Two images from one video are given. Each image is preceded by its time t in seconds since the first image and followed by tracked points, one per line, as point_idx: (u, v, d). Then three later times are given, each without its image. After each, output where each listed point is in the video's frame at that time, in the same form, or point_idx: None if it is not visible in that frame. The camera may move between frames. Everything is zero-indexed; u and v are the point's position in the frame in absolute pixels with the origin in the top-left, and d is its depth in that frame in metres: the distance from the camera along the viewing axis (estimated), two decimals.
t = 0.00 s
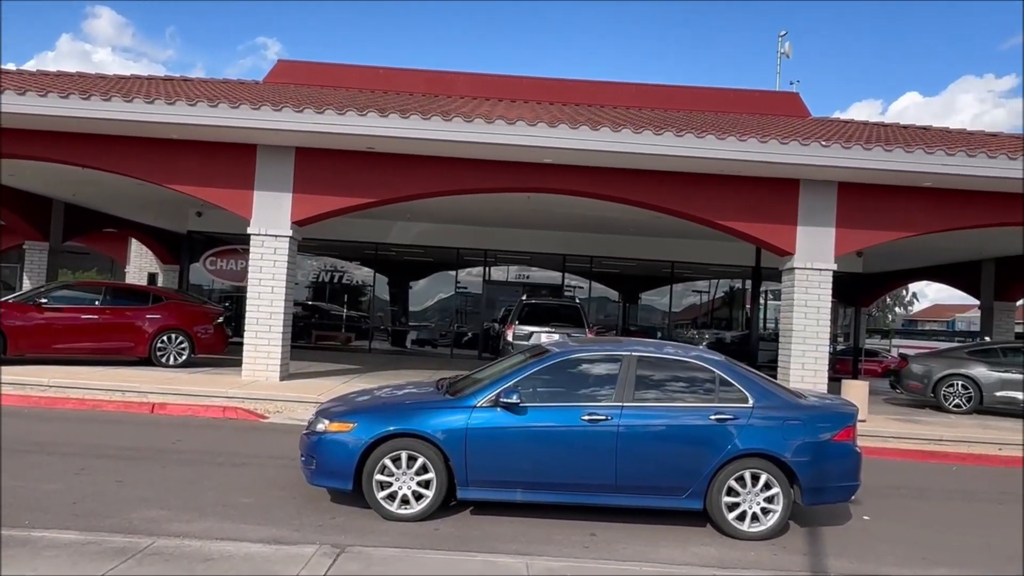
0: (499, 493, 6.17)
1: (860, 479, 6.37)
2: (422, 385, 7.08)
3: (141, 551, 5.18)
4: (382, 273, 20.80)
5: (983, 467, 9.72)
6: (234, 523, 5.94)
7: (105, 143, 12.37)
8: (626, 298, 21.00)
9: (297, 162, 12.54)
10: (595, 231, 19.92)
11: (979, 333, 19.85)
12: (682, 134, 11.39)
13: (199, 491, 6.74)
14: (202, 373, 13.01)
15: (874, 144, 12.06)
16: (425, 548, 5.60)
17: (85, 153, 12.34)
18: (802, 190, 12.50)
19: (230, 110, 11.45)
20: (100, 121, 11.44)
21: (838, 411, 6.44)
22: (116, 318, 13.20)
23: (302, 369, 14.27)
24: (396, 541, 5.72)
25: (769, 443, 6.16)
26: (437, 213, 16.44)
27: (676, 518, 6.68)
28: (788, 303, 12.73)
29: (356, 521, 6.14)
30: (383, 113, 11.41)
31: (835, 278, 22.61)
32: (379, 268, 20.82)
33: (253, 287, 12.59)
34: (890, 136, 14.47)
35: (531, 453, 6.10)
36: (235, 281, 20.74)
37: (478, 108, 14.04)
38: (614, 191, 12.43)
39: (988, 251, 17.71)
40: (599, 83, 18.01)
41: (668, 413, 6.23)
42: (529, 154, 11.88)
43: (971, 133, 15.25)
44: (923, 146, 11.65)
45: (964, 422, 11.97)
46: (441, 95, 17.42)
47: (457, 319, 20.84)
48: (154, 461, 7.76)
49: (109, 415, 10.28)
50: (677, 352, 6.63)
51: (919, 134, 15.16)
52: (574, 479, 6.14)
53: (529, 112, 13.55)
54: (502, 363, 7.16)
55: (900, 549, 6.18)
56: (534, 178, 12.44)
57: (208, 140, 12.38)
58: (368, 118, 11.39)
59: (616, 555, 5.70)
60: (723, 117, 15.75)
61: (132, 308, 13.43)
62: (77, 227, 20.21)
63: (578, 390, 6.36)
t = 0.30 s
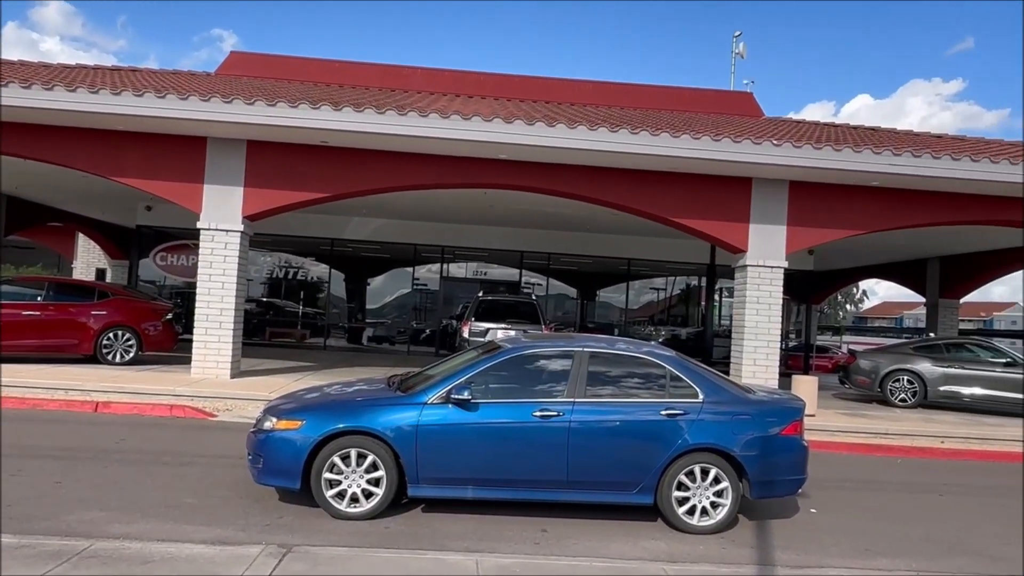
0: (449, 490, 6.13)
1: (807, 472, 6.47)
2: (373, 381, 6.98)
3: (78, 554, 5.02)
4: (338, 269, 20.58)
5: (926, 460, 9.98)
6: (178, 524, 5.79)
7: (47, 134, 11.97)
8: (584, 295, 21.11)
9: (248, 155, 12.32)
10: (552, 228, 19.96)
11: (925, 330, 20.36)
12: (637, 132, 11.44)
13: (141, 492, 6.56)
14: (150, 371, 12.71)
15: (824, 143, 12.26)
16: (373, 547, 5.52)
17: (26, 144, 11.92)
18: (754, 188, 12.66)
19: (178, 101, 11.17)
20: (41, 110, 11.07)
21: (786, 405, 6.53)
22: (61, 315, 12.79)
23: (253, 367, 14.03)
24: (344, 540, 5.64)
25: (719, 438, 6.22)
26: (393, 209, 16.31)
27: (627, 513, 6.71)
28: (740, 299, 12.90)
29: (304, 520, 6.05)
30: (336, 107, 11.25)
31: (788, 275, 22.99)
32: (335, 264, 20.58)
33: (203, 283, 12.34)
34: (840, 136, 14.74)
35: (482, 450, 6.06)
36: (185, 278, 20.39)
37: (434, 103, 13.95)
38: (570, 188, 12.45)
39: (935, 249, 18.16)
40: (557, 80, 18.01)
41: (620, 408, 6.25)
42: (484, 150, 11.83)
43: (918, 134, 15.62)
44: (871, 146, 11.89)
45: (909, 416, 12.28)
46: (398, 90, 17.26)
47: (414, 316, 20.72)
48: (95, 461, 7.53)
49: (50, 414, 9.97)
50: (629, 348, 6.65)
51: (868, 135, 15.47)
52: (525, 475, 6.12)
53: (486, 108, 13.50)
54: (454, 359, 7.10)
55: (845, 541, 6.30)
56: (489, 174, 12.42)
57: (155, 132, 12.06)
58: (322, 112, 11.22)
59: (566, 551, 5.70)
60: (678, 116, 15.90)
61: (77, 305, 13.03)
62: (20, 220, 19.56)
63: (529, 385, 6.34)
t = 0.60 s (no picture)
0: (399, 488, 6.06)
1: (756, 467, 6.54)
2: (322, 378, 6.86)
3: (8, 559, 4.84)
4: (295, 265, 20.28)
5: (874, 453, 10.17)
6: (117, 526, 5.62)
7: None
8: (544, 291, 21.12)
9: (199, 148, 12.06)
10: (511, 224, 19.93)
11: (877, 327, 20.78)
12: (594, 128, 11.44)
13: (80, 493, 6.36)
14: (96, 368, 12.37)
15: (778, 142, 12.42)
16: (320, 546, 5.43)
17: None
18: (710, 185, 12.77)
19: (125, 92, 10.87)
20: None
21: (736, 400, 6.59)
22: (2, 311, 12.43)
23: (205, 364, 13.75)
24: (290, 540, 5.53)
25: (669, 433, 6.24)
26: (350, 204, 16.10)
27: (579, 510, 6.70)
28: (695, 296, 13.01)
29: (250, 520, 5.92)
30: (290, 99, 11.06)
31: (743, 272, 23.28)
32: (292, 259, 20.28)
33: (152, 278, 12.05)
34: (794, 135, 14.95)
35: (433, 447, 6.00)
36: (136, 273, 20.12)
37: (391, 97, 13.80)
38: (528, 184, 12.42)
39: (886, 247, 18.53)
40: (516, 76, 17.97)
41: (572, 404, 6.24)
42: (442, 145, 11.73)
43: (869, 134, 15.90)
44: (824, 145, 12.07)
45: (858, 410, 12.51)
46: (355, 84, 17.05)
47: (373, 313, 20.56)
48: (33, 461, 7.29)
49: None
50: (581, 343, 6.64)
51: (821, 134, 15.70)
52: (477, 472, 6.07)
53: (444, 103, 13.40)
54: (405, 356, 7.02)
55: (793, 534, 6.37)
56: (446, 170, 12.32)
57: (102, 123, 11.73)
58: (275, 105, 11.02)
59: (517, 548, 5.67)
60: (636, 113, 15.97)
61: (20, 301, 12.68)
62: None
63: (481, 382, 6.29)
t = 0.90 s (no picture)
0: (351, 486, 5.97)
1: (710, 461, 6.57)
2: (273, 375, 6.73)
3: None
4: (254, 260, 19.97)
5: (828, 447, 10.31)
6: (56, 528, 5.45)
7: None
8: (508, 287, 21.11)
9: (152, 140, 11.78)
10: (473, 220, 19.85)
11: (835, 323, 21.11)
12: (555, 124, 11.42)
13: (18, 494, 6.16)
14: (44, 365, 12.05)
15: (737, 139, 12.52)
16: (268, 546, 5.32)
17: None
18: (669, 182, 12.83)
19: (74, 81, 10.56)
20: None
21: (691, 396, 6.60)
22: None
23: (159, 361, 13.47)
24: (237, 540, 5.42)
25: (624, 429, 6.23)
26: (309, 199, 15.89)
27: (534, 506, 6.67)
28: (655, 292, 13.07)
29: (196, 520, 5.79)
30: (245, 91, 10.86)
31: (705, 269, 23.50)
32: (251, 254, 19.97)
33: (102, 273, 11.76)
34: (753, 132, 15.08)
35: (386, 444, 5.92)
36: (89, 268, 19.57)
37: (350, 90, 13.65)
38: (488, 180, 12.36)
39: (844, 244, 18.83)
40: (479, 71, 17.90)
41: (526, 400, 6.20)
42: (402, 139, 11.62)
43: (826, 132, 16.12)
44: (782, 143, 12.19)
45: (815, 405, 12.67)
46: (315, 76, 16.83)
47: (334, 309, 20.35)
48: None
49: None
50: (537, 339, 6.60)
51: (780, 132, 15.86)
52: (429, 469, 6.01)
53: (404, 97, 13.28)
54: (358, 352, 6.91)
55: (745, 528, 6.41)
56: (406, 164, 12.20)
57: (50, 113, 11.39)
58: (230, 96, 10.80)
59: (469, 545, 5.62)
60: (597, 109, 16.00)
61: None
62: None
63: (435, 378, 6.22)
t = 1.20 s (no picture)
0: (303, 484, 5.88)
1: (666, 457, 6.58)
2: (225, 372, 6.60)
3: None
4: (216, 255, 19.67)
5: (786, 442, 10.41)
6: None
7: None
8: (475, 284, 21.05)
9: (106, 131, 11.52)
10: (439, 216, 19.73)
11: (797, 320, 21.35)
12: (517, 119, 11.38)
13: None
14: None
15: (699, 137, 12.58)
16: (215, 546, 5.22)
17: None
18: (633, 178, 12.87)
19: (23, 70, 10.27)
20: None
21: (647, 392, 6.61)
22: None
23: (115, 358, 13.21)
24: (183, 540, 5.30)
25: (580, 425, 6.21)
26: (271, 193, 15.68)
27: (490, 503, 6.63)
28: (618, 289, 13.10)
29: (142, 520, 5.66)
30: (202, 83, 10.65)
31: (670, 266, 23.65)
32: (213, 250, 19.66)
33: (54, 268, 11.48)
34: (717, 130, 15.18)
35: (338, 441, 5.83)
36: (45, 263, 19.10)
37: (312, 83, 13.48)
38: (451, 175, 12.29)
39: (806, 242, 19.04)
40: (444, 66, 17.79)
41: (482, 396, 6.15)
42: (363, 133, 11.50)
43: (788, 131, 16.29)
44: (743, 141, 12.27)
45: (774, 401, 12.80)
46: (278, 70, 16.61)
47: (299, 305, 20.15)
48: None
49: None
50: (493, 335, 6.55)
51: (743, 130, 15.99)
52: (383, 466, 5.94)
53: (367, 91, 13.15)
54: (312, 348, 6.81)
55: (700, 523, 6.43)
56: (368, 158, 12.08)
57: None
58: (186, 88, 10.59)
59: (422, 543, 5.57)
60: (562, 106, 16.01)
61: None
62: None
63: (389, 374, 6.14)
